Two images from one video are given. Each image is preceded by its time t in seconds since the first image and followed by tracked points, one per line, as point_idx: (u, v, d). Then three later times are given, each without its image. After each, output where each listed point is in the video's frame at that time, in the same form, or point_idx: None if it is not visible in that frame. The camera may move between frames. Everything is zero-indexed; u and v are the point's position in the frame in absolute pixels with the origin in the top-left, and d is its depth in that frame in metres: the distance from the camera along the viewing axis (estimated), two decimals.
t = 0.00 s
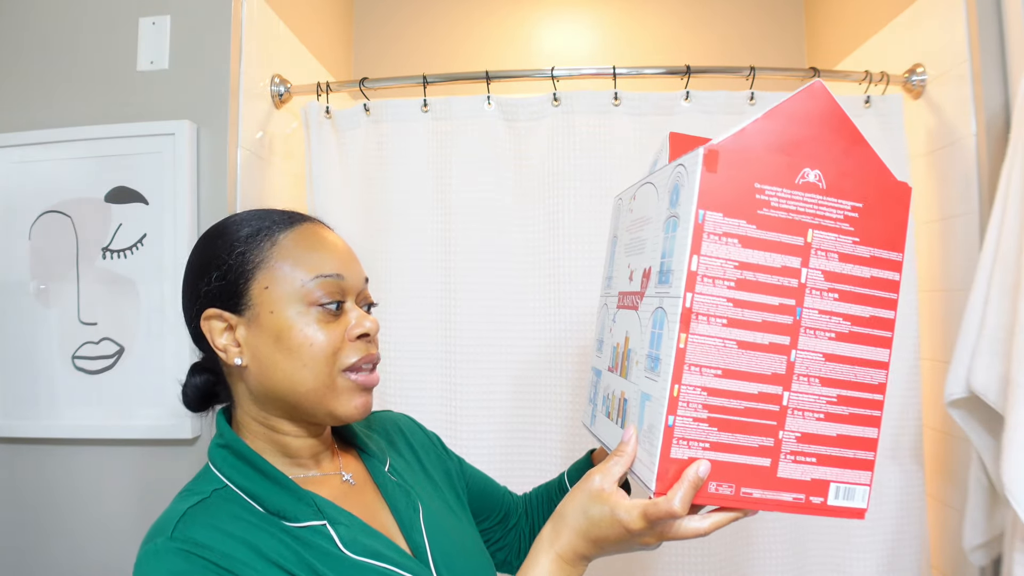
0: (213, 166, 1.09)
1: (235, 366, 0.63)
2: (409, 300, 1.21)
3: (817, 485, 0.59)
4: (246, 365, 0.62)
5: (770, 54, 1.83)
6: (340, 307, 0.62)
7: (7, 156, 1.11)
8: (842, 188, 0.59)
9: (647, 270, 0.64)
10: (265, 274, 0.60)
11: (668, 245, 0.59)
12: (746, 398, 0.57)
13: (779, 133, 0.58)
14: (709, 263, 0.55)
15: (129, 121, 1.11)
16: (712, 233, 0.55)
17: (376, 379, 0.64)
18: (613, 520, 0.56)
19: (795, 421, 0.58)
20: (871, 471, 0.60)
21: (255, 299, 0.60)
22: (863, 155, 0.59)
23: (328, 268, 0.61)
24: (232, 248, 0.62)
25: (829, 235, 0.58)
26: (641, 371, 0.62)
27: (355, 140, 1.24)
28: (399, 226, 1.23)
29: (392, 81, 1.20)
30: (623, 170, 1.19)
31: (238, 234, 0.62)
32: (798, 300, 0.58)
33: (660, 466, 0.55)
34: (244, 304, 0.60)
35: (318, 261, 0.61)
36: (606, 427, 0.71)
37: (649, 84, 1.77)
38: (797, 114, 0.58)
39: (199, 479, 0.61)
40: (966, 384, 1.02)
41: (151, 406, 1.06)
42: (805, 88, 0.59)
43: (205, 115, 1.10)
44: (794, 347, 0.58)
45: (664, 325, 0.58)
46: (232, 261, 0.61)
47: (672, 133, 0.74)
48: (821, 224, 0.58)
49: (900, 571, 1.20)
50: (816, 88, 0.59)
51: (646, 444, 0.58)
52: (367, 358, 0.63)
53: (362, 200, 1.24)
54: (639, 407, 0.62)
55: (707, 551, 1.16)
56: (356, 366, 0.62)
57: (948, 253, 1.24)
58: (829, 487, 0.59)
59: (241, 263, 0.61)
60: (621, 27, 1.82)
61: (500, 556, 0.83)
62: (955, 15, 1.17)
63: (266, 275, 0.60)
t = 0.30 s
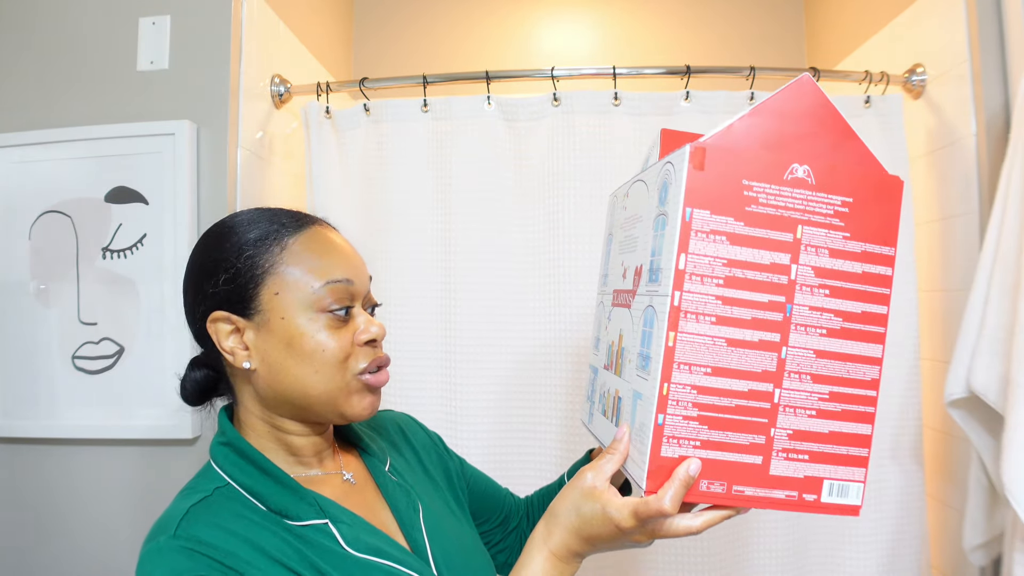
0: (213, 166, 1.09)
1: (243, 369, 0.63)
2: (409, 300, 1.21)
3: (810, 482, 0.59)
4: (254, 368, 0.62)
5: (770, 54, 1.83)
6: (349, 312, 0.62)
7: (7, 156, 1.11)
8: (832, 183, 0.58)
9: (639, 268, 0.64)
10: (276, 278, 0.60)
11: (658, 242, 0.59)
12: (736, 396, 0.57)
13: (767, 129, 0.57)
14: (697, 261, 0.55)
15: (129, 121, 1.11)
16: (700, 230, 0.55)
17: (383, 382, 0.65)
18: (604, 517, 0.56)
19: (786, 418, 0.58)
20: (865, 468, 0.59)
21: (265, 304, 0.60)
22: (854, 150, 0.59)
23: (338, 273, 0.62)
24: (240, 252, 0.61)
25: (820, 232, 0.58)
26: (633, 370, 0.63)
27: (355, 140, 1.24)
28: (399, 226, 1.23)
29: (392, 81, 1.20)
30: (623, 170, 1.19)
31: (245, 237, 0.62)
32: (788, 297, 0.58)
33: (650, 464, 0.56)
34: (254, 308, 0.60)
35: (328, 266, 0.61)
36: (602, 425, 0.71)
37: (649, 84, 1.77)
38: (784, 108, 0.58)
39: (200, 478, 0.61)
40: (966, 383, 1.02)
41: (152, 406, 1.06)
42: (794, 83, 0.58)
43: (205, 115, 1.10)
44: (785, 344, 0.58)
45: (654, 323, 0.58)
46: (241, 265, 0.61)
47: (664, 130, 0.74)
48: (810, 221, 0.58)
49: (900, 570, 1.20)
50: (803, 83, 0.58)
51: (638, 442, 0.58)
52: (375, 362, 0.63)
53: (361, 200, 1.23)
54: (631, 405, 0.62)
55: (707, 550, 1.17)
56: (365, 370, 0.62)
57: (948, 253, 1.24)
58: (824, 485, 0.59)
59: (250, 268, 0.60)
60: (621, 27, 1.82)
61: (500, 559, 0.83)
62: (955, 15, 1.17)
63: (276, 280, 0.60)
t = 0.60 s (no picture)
0: (213, 166, 1.09)
1: (245, 365, 0.62)
2: (409, 300, 1.21)
3: (809, 485, 0.58)
4: (256, 364, 0.62)
5: (770, 54, 1.83)
6: (353, 314, 0.63)
7: (7, 156, 1.11)
8: (831, 185, 0.58)
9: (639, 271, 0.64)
10: (283, 277, 0.60)
11: (656, 245, 0.59)
12: (735, 399, 0.57)
13: (763, 131, 0.57)
14: (694, 263, 0.55)
15: (129, 121, 1.11)
16: (697, 232, 0.55)
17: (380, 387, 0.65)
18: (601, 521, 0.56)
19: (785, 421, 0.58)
20: (865, 472, 0.59)
21: (271, 301, 0.60)
22: (853, 152, 0.59)
23: (346, 275, 0.62)
24: (248, 249, 0.61)
25: (819, 234, 0.58)
26: (632, 373, 0.63)
27: (354, 140, 1.24)
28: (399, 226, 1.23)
29: (392, 81, 1.20)
30: (623, 172, 1.19)
31: (255, 234, 0.62)
32: (786, 299, 0.57)
33: (648, 468, 0.56)
34: (260, 305, 0.60)
35: (336, 267, 0.62)
36: (603, 428, 0.71)
37: (649, 84, 1.77)
38: (780, 111, 0.58)
39: (201, 478, 0.61)
40: (966, 384, 1.02)
41: (152, 406, 1.06)
42: (791, 85, 0.59)
43: (205, 115, 1.10)
44: (783, 346, 0.58)
45: (652, 325, 0.58)
46: (250, 262, 0.61)
47: (666, 134, 0.74)
48: (808, 223, 0.58)
49: (900, 570, 1.20)
50: (802, 86, 0.59)
51: (636, 444, 0.58)
52: (374, 366, 0.63)
53: (361, 200, 1.23)
54: (630, 407, 0.62)
55: (706, 551, 1.17)
56: (364, 374, 0.62)
57: (948, 253, 1.24)
58: (823, 488, 0.59)
59: (258, 265, 0.61)
60: (621, 27, 1.82)
61: (500, 562, 0.83)
62: (955, 16, 1.17)
63: (283, 279, 0.60)
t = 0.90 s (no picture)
0: (213, 166, 1.09)
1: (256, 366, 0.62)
2: (410, 300, 1.21)
3: (810, 485, 0.58)
4: (268, 364, 0.61)
5: (770, 54, 1.83)
6: (363, 310, 0.63)
7: (6, 156, 1.11)
8: (835, 184, 0.58)
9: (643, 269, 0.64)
10: (292, 275, 0.60)
11: (660, 242, 0.59)
12: (736, 396, 0.57)
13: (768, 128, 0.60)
14: (696, 260, 0.56)
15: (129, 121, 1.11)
16: (699, 229, 0.56)
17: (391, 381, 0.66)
18: (598, 516, 0.56)
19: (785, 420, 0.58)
20: (866, 472, 0.59)
21: (281, 300, 0.60)
22: (857, 151, 0.60)
23: (354, 271, 0.62)
24: (256, 249, 0.61)
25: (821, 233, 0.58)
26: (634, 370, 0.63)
27: (354, 140, 1.24)
28: (399, 226, 1.23)
29: (392, 81, 1.20)
30: (623, 172, 1.19)
31: (262, 234, 0.62)
32: (789, 298, 0.57)
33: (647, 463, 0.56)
34: (270, 304, 0.60)
35: (345, 264, 0.62)
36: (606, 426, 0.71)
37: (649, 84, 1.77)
38: (783, 110, 0.60)
39: (202, 478, 0.61)
40: (966, 384, 1.02)
41: (152, 406, 1.06)
42: (795, 85, 0.60)
43: (205, 115, 1.10)
44: (784, 344, 0.58)
45: (654, 322, 0.59)
46: (258, 262, 0.61)
47: (672, 133, 0.74)
48: (810, 222, 0.58)
49: (900, 570, 1.20)
50: (806, 85, 0.60)
51: (637, 441, 0.58)
52: (386, 360, 0.64)
53: (361, 200, 1.23)
54: (632, 404, 0.62)
55: (706, 551, 1.17)
56: (376, 369, 0.63)
57: (948, 253, 1.24)
58: (824, 488, 0.59)
59: (267, 264, 0.61)
60: (620, 27, 1.82)
61: (501, 563, 0.82)
62: (955, 16, 1.17)
63: (293, 277, 0.60)
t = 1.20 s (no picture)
0: (213, 166, 1.09)
1: (255, 364, 0.62)
2: (410, 300, 1.21)
3: (810, 487, 0.58)
4: (266, 362, 0.61)
5: (770, 54, 1.83)
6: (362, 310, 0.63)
7: (6, 155, 1.11)
8: (838, 186, 0.58)
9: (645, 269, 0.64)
10: (291, 274, 0.60)
11: (663, 243, 0.59)
12: (737, 396, 0.57)
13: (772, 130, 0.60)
14: (698, 260, 0.56)
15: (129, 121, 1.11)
16: (701, 230, 0.56)
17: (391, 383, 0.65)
18: (598, 515, 0.56)
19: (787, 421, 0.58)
20: (867, 475, 0.59)
21: (280, 299, 0.60)
22: (859, 152, 0.60)
23: (354, 271, 0.62)
24: (257, 247, 0.61)
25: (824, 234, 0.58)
26: (636, 370, 0.63)
27: (354, 140, 1.24)
28: (399, 226, 1.23)
29: (392, 81, 1.20)
30: (623, 172, 1.19)
31: (263, 233, 0.62)
32: (791, 299, 0.57)
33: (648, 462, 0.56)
34: (269, 303, 0.60)
35: (345, 263, 0.62)
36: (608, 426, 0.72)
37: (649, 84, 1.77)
38: (789, 111, 0.60)
39: (204, 478, 0.61)
40: (966, 384, 1.02)
41: (152, 406, 1.06)
42: (800, 86, 0.60)
43: (205, 115, 1.10)
44: (786, 346, 0.58)
45: (656, 323, 0.59)
46: (258, 261, 0.61)
47: (676, 136, 0.74)
48: (813, 223, 0.58)
49: (900, 571, 1.20)
50: (811, 87, 0.60)
51: (637, 441, 0.58)
52: (384, 362, 0.63)
53: (361, 200, 1.23)
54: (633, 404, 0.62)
55: (706, 551, 1.17)
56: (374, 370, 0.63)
57: (948, 253, 1.24)
58: (826, 489, 0.59)
59: (267, 263, 0.61)
60: (620, 27, 1.82)
61: (502, 564, 0.82)
62: (955, 16, 1.17)
63: (292, 277, 0.60)
